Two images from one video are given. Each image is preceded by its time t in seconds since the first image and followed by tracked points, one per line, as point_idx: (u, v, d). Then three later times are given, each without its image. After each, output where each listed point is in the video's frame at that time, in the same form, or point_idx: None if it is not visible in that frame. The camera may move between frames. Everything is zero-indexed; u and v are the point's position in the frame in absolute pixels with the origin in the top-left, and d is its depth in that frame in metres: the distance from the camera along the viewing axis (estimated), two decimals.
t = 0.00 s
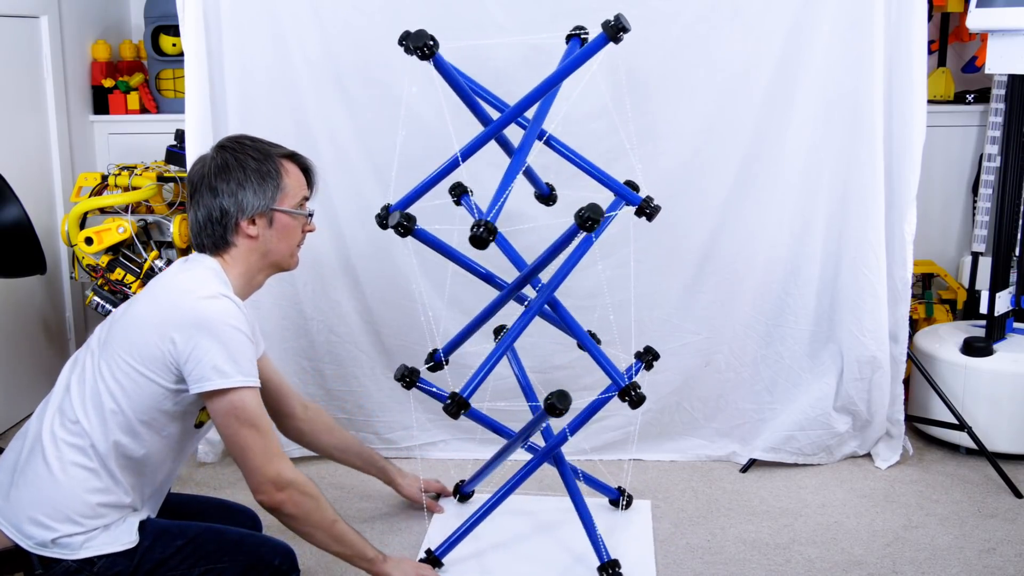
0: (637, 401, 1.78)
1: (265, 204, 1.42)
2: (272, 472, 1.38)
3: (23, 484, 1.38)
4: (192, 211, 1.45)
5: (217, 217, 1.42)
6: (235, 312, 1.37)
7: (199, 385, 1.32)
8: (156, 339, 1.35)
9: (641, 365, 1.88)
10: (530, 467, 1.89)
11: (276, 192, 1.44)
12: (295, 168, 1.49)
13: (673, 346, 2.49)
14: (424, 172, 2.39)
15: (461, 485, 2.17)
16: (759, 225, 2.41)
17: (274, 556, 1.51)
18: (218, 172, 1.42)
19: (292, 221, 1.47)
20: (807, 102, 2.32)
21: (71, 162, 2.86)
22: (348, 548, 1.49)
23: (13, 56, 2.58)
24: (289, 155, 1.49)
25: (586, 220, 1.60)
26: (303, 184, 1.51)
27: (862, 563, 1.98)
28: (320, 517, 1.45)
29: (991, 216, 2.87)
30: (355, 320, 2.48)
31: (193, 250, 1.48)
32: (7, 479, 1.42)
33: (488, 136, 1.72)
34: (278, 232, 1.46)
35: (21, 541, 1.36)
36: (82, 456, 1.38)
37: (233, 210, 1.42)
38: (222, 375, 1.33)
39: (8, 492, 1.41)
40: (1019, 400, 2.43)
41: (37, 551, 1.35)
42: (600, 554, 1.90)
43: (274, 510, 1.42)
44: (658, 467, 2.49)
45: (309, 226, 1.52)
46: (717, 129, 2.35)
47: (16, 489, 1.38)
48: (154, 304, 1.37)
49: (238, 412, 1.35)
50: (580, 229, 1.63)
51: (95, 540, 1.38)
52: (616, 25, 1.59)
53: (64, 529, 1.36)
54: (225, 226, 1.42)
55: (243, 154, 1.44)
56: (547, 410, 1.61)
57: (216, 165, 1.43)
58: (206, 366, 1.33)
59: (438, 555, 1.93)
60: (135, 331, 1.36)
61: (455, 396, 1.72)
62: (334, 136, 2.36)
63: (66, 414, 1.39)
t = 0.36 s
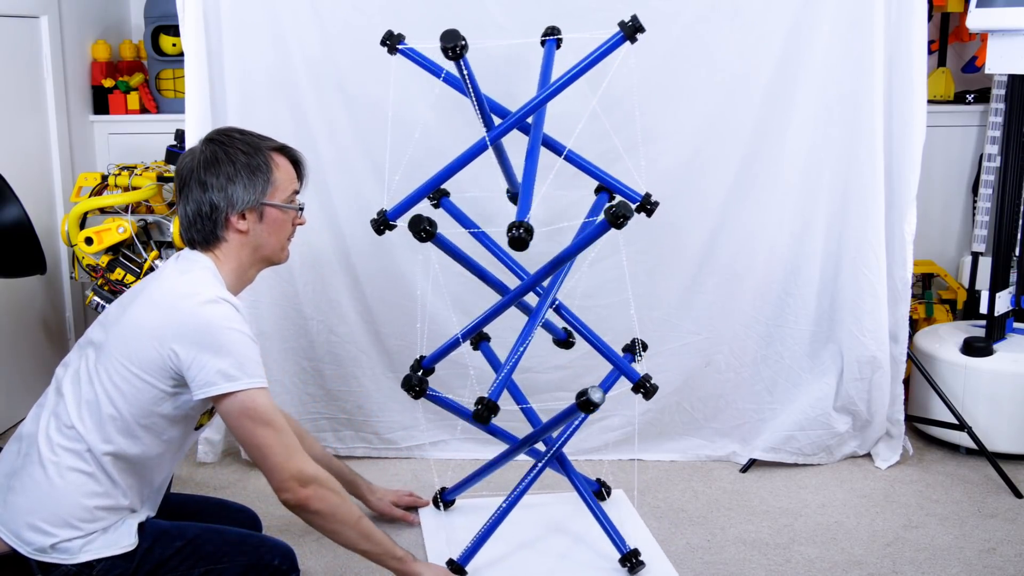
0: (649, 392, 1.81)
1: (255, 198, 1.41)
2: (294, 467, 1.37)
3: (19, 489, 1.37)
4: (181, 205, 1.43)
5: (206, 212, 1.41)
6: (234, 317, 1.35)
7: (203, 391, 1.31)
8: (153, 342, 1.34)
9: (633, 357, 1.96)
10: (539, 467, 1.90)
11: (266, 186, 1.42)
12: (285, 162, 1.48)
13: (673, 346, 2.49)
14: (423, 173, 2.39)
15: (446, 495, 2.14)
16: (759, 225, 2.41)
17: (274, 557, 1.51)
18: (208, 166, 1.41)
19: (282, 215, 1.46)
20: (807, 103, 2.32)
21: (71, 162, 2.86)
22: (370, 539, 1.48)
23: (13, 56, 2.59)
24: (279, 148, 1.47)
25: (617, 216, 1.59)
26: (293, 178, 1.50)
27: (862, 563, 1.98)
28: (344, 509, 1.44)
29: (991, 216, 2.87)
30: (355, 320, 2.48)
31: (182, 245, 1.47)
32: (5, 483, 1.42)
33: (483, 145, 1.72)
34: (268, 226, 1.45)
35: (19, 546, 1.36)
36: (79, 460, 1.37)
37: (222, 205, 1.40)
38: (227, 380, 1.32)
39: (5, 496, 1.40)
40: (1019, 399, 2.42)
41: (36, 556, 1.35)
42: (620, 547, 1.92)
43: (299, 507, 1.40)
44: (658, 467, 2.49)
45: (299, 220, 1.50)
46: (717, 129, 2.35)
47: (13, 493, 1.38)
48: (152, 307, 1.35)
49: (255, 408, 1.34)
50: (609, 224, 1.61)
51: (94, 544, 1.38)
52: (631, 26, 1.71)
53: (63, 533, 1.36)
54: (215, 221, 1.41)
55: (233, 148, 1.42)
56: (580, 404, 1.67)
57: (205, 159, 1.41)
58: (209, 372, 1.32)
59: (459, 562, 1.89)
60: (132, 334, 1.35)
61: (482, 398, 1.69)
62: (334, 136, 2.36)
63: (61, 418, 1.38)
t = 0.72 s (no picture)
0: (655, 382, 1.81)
1: (258, 198, 1.40)
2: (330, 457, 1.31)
3: (20, 491, 1.35)
4: (183, 205, 1.43)
5: (209, 212, 1.40)
6: (252, 324, 1.33)
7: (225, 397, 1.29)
8: (161, 346, 1.32)
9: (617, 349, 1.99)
10: (549, 467, 1.93)
11: (269, 185, 1.42)
12: (288, 161, 1.47)
13: (673, 346, 2.49)
14: (423, 173, 2.38)
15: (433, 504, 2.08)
16: (759, 225, 2.41)
17: (274, 557, 1.52)
18: (211, 165, 1.40)
19: (285, 215, 1.45)
20: (807, 103, 2.33)
21: (71, 162, 2.86)
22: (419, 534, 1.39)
23: (13, 56, 2.59)
24: (283, 147, 1.47)
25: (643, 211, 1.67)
26: (297, 178, 1.49)
27: (862, 563, 1.98)
28: (387, 501, 1.36)
29: (991, 216, 2.87)
30: (355, 320, 2.48)
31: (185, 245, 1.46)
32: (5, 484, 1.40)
33: (484, 156, 1.73)
34: (271, 225, 1.44)
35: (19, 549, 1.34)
36: (82, 463, 1.36)
37: (225, 204, 1.40)
38: (254, 381, 1.29)
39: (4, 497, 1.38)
40: (1019, 399, 2.43)
41: (37, 560, 1.33)
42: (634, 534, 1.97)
43: (341, 503, 1.33)
44: (658, 467, 2.49)
45: (302, 220, 1.50)
46: (717, 129, 2.35)
47: (14, 495, 1.36)
48: (161, 311, 1.33)
49: (280, 403, 1.30)
50: (636, 220, 1.69)
51: (95, 547, 1.37)
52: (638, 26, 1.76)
53: (64, 537, 1.34)
54: (218, 221, 1.40)
55: (236, 147, 1.42)
56: (615, 399, 1.68)
57: (208, 158, 1.41)
58: (230, 379, 1.30)
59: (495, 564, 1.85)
60: (139, 338, 1.34)
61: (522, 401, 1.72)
62: (333, 136, 2.36)
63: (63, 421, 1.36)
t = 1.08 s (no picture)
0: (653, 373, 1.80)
1: (264, 201, 1.41)
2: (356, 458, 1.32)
3: (23, 492, 1.34)
4: (186, 208, 1.42)
5: (214, 216, 1.40)
6: (270, 329, 1.33)
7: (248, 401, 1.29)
8: (170, 350, 1.32)
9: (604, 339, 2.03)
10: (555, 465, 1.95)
11: (274, 187, 1.42)
12: (291, 162, 1.48)
13: (673, 346, 2.49)
14: (422, 173, 2.38)
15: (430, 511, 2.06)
16: (759, 225, 2.41)
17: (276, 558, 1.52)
18: (214, 169, 1.40)
19: (289, 216, 1.46)
20: (807, 103, 2.33)
21: (71, 162, 2.86)
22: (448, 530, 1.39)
23: (13, 56, 2.59)
24: (284, 148, 1.47)
25: (653, 206, 1.72)
26: (299, 177, 1.49)
27: (862, 563, 1.98)
28: (414, 499, 1.37)
29: (991, 215, 2.87)
30: (355, 320, 2.48)
31: (188, 248, 1.46)
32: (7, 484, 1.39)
33: (449, 193, 1.73)
34: (276, 227, 1.45)
35: (21, 551, 1.33)
36: (87, 466, 1.35)
37: (230, 209, 1.40)
38: (277, 385, 1.30)
39: (6, 497, 1.37)
40: (1019, 399, 2.43)
41: (40, 562, 1.33)
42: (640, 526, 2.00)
43: (370, 504, 1.34)
44: (658, 467, 2.49)
45: (305, 219, 1.50)
46: (717, 129, 2.35)
47: (17, 496, 1.35)
48: (172, 317, 1.33)
49: (305, 407, 1.31)
50: (647, 213, 1.73)
51: (98, 550, 1.36)
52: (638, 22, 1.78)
53: (67, 539, 1.34)
54: (223, 225, 1.40)
55: (239, 149, 1.42)
56: (630, 391, 1.69)
57: (211, 161, 1.41)
58: (250, 383, 1.30)
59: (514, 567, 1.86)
60: (145, 341, 1.33)
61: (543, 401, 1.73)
62: (334, 136, 2.36)
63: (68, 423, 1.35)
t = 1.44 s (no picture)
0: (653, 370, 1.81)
1: (225, 172, 1.26)
2: (304, 467, 1.11)
3: (21, 498, 1.23)
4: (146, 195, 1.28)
5: (176, 197, 1.26)
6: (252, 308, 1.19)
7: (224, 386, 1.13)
8: (154, 337, 1.18)
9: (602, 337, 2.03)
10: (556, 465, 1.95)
11: (233, 156, 1.28)
12: (247, 127, 1.33)
13: (673, 346, 2.49)
14: (422, 173, 2.39)
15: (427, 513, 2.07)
16: (759, 225, 2.41)
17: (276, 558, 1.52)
18: (166, 147, 1.25)
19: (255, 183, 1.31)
20: (807, 103, 2.33)
21: (71, 162, 2.86)
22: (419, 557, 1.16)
23: (13, 56, 2.59)
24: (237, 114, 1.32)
25: (653, 205, 1.73)
26: (258, 141, 1.34)
27: (862, 563, 1.98)
28: (354, 508, 1.12)
29: (991, 216, 2.87)
30: (355, 320, 2.48)
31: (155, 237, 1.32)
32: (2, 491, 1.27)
33: (449, 195, 1.73)
34: (243, 197, 1.30)
35: (27, 559, 1.23)
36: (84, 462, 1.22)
37: (192, 187, 1.26)
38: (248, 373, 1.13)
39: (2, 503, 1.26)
40: (1019, 399, 2.42)
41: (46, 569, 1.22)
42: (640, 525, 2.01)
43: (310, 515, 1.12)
44: (658, 467, 2.49)
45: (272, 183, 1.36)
46: (717, 130, 2.35)
47: (16, 503, 1.23)
48: (155, 295, 1.20)
49: (257, 405, 1.13)
50: (647, 212, 1.73)
51: (107, 548, 1.25)
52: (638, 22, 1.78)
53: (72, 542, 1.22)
54: (188, 205, 1.26)
55: (189, 122, 1.27)
56: (631, 390, 1.69)
57: (163, 139, 1.26)
58: (224, 368, 1.14)
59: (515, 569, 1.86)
60: (134, 326, 1.20)
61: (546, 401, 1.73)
62: (334, 135, 2.36)
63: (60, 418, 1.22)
